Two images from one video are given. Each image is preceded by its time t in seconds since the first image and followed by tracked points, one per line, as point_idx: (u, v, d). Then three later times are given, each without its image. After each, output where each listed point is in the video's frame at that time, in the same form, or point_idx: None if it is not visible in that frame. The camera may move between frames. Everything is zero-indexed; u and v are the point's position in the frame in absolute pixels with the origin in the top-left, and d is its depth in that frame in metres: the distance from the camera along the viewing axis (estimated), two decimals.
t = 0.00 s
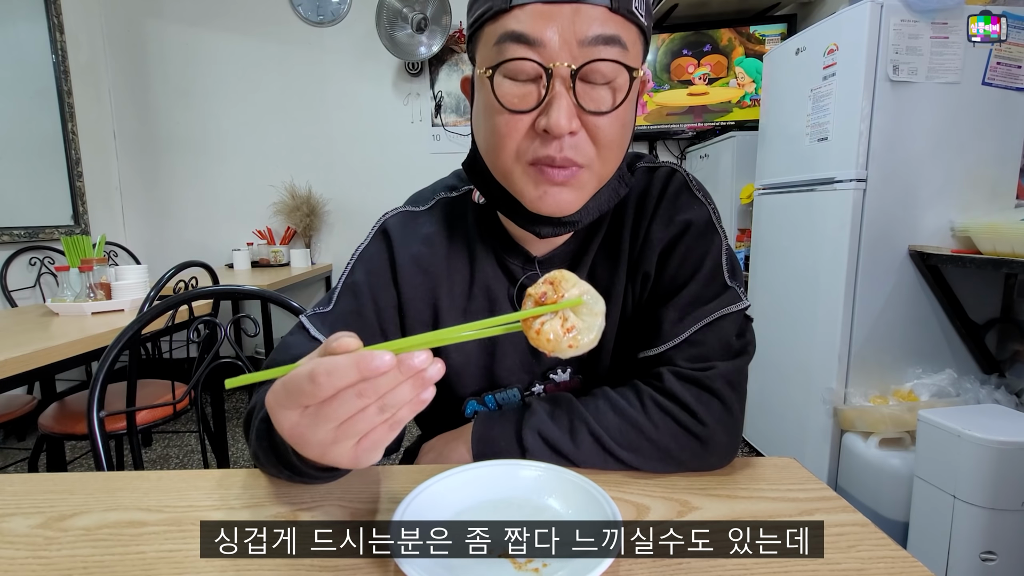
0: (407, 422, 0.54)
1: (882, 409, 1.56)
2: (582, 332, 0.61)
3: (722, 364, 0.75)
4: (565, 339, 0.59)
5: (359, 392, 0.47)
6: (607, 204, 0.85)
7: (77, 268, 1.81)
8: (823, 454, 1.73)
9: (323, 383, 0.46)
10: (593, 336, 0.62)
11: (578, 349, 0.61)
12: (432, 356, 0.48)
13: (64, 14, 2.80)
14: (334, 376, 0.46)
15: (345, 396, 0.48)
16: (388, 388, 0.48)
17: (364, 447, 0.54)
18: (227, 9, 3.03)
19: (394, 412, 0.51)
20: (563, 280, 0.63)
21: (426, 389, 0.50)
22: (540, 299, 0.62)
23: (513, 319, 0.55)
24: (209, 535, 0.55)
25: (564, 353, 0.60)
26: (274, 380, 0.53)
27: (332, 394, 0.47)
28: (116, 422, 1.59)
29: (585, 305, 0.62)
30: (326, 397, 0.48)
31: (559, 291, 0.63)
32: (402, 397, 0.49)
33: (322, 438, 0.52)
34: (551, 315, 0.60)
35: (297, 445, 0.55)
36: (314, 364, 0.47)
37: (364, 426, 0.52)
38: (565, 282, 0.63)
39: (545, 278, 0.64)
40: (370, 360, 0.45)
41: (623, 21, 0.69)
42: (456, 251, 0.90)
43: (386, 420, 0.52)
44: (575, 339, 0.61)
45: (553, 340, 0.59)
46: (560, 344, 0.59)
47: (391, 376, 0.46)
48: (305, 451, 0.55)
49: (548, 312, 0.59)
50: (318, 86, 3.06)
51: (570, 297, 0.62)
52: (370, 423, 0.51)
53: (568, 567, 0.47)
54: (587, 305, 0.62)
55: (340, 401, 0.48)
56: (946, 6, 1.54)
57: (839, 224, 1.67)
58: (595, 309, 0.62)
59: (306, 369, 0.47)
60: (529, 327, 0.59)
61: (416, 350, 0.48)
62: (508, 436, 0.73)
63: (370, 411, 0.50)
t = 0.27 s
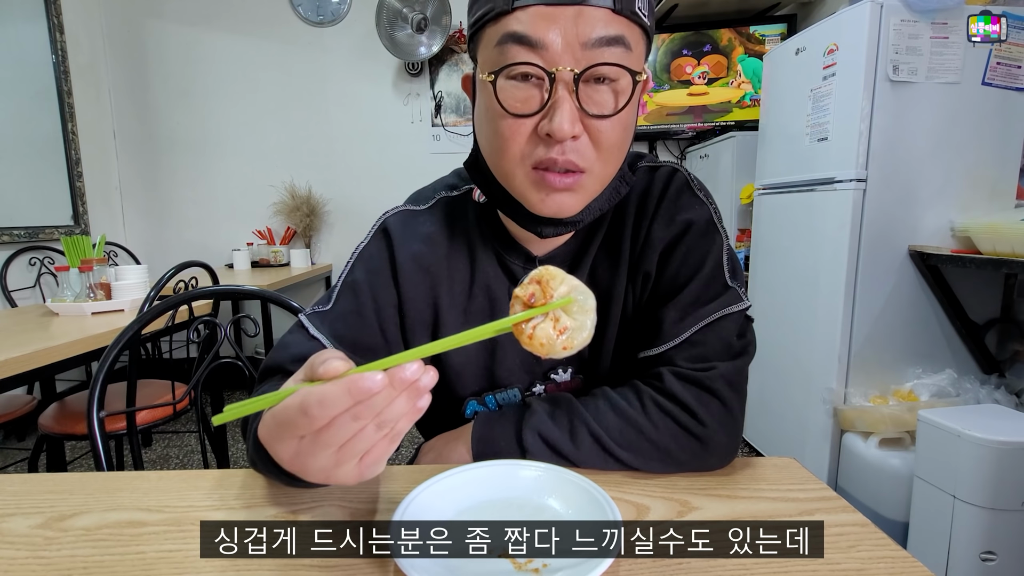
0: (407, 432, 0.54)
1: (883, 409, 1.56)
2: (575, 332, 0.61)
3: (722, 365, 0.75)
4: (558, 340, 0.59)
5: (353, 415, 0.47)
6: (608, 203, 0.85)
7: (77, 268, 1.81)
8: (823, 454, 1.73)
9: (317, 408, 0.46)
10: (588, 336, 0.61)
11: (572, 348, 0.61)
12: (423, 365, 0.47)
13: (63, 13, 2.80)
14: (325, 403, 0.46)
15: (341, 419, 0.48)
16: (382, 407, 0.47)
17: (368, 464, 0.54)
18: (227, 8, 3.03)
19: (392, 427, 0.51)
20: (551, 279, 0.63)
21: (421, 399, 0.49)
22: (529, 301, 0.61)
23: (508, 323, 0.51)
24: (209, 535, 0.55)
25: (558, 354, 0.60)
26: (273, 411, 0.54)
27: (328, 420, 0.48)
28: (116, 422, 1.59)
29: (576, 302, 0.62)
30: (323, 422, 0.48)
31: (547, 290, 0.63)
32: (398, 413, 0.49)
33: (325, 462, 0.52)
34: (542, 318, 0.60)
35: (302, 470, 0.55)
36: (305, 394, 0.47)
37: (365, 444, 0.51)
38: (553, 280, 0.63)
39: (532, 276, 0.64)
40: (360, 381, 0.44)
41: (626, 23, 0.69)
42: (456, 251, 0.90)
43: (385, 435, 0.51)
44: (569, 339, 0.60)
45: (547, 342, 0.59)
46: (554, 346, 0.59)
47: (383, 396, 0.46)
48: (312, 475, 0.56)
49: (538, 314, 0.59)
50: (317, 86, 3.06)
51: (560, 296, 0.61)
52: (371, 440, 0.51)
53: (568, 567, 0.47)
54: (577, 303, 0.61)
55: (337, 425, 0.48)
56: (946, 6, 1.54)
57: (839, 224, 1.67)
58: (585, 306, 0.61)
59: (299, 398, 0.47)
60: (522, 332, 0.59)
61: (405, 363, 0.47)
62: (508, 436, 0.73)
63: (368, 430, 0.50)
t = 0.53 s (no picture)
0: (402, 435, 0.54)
1: (882, 409, 1.56)
2: (564, 325, 0.63)
3: (723, 365, 0.75)
4: (547, 337, 0.62)
5: (345, 426, 0.47)
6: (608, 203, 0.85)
7: (77, 268, 1.81)
8: (823, 454, 1.73)
9: (308, 424, 0.46)
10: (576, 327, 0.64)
11: (562, 342, 0.63)
12: (411, 367, 0.47)
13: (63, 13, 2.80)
14: (316, 417, 0.46)
15: (333, 433, 0.48)
16: (374, 414, 0.47)
17: (366, 471, 0.54)
18: (227, 9, 3.03)
19: (388, 432, 0.51)
20: (535, 272, 0.64)
21: (414, 399, 0.49)
22: (513, 298, 0.64)
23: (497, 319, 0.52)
24: (209, 535, 0.55)
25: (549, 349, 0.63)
26: (262, 433, 0.53)
27: (320, 435, 0.48)
28: (116, 422, 1.59)
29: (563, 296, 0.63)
30: (315, 439, 0.48)
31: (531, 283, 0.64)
32: (391, 416, 0.49)
33: (323, 476, 0.52)
34: (528, 315, 0.62)
35: (300, 487, 0.55)
36: (293, 413, 0.47)
37: (362, 453, 0.51)
38: (537, 274, 0.64)
39: (515, 271, 0.65)
40: (349, 394, 0.45)
41: (627, 21, 0.69)
42: (457, 250, 0.90)
43: (381, 440, 0.52)
44: (558, 334, 0.63)
45: (536, 339, 0.62)
46: (543, 343, 0.62)
47: (374, 403, 0.46)
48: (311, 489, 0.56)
49: (525, 313, 0.61)
50: (317, 86, 3.06)
51: (545, 291, 0.63)
52: (367, 448, 0.51)
53: (568, 568, 0.47)
54: (563, 297, 0.63)
55: (330, 439, 0.48)
56: (946, 6, 1.54)
57: (839, 224, 1.67)
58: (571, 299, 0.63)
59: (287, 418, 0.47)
60: (511, 331, 0.62)
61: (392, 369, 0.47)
62: (508, 436, 0.73)
63: (363, 439, 0.50)
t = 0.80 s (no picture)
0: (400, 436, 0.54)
1: (883, 409, 1.56)
2: (559, 326, 0.64)
3: (723, 365, 0.75)
4: (542, 339, 0.62)
5: (342, 433, 0.47)
6: (607, 204, 0.85)
7: (77, 268, 1.81)
8: (823, 453, 1.73)
9: (304, 432, 0.46)
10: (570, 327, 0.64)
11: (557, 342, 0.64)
12: (406, 369, 0.48)
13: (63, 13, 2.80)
14: (312, 425, 0.46)
15: (330, 439, 0.48)
16: (370, 419, 0.48)
17: (366, 473, 0.55)
18: (227, 9, 3.03)
19: (385, 434, 0.51)
20: (529, 273, 0.64)
21: (409, 401, 0.50)
22: (507, 300, 0.64)
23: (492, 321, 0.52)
24: (209, 535, 0.55)
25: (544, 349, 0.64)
26: (258, 441, 0.53)
27: (317, 442, 0.48)
28: (116, 422, 1.59)
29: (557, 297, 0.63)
30: (312, 446, 0.48)
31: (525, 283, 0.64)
32: (388, 419, 0.49)
33: (322, 481, 0.52)
34: (523, 318, 0.62)
35: (300, 492, 0.55)
36: (288, 422, 0.47)
37: (359, 456, 0.52)
38: (531, 274, 0.64)
39: (507, 271, 0.65)
40: (344, 401, 0.45)
41: (625, 33, 0.68)
42: (456, 251, 0.90)
43: (378, 443, 0.52)
44: (553, 335, 0.63)
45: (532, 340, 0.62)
46: (538, 344, 0.63)
47: (370, 408, 0.46)
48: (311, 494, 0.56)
49: (519, 316, 0.61)
50: (317, 86, 3.06)
51: (539, 292, 0.62)
52: (365, 451, 0.51)
53: (568, 567, 0.47)
54: (557, 297, 0.63)
55: (327, 445, 0.48)
56: (946, 6, 1.54)
57: (839, 224, 1.67)
58: (566, 299, 0.63)
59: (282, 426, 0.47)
60: (506, 334, 0.62)
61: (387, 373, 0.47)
62: (508, 436, 0.73)
63: (360, 442, 0.50)
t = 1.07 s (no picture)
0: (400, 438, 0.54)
1: (882, 409, 1.56)
2: (560, 332, 0.64)
3: (723, 365, 0.75)
4: (543, 345, 0.62)
5: (342, 437, 0.47)
6: (606, 204, 0.85)
7: (77, 268, 1.81)
8: (823, 453, 1.73)
9: (305, 436, 0.46)
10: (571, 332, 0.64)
11: (558, 348, 0.64)
12: (408, 373, 0.48)
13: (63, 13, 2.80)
14: (312, 429, 0.46)
15: (330, 443, 0.48)
16: (370, 423, 0.47)
17: (366, 477, 0.54)
18: (226, 8, 3.03)
19: (384, 438, 0.51)
20: (533, 278, 0.63)
21: (410, 405, 0.49)
22: (510, 306, 0.62)
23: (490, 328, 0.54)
24: (209, 535, 0.55)
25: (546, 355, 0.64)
26: (258, 444, 0.53)
27: (317, 447, 0.48)
28: (116, 422, 1.59)
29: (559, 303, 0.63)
30: (312, 450, 0.48)
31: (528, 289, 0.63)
32: (387, 423, 0.49)
33: (322, 484, 0.52)
34: (525, 323, 0.62)
35: (300, 496, 0.55)
36: (288, 426, 0.47)
37: (360, 459, 0.51)
38: (534, 279, 0.63)
39: (509, 276, 0.64)
40: (345, 404, 0.45)
41: (618, 30, 0.68)
42: (457, 251, 0.90)
43: (378, 446, 0.52)
44: (554, 341, 0.63)
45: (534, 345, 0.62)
46: (540, 351, 0.62)
47: (370, 412, 0.46)
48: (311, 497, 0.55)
49: (521, 321, 0.61)
50: (317, 86, 3.06)
51: (541, 298, 0.62)
52: (365, 454, 0.51)
53: (568, 567, 0.47)
54: (559, 304, 0.63)
55: (327, 449, 0.48)
56: (946, 6, 1.54)
57: (839, 224, 1.67)
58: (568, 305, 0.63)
59: (284, 431, 0.47)
60: (507, 339, 0.62)
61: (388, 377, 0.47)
62: (508, 436, 0.73)
63: (361, 446, 0.50)
